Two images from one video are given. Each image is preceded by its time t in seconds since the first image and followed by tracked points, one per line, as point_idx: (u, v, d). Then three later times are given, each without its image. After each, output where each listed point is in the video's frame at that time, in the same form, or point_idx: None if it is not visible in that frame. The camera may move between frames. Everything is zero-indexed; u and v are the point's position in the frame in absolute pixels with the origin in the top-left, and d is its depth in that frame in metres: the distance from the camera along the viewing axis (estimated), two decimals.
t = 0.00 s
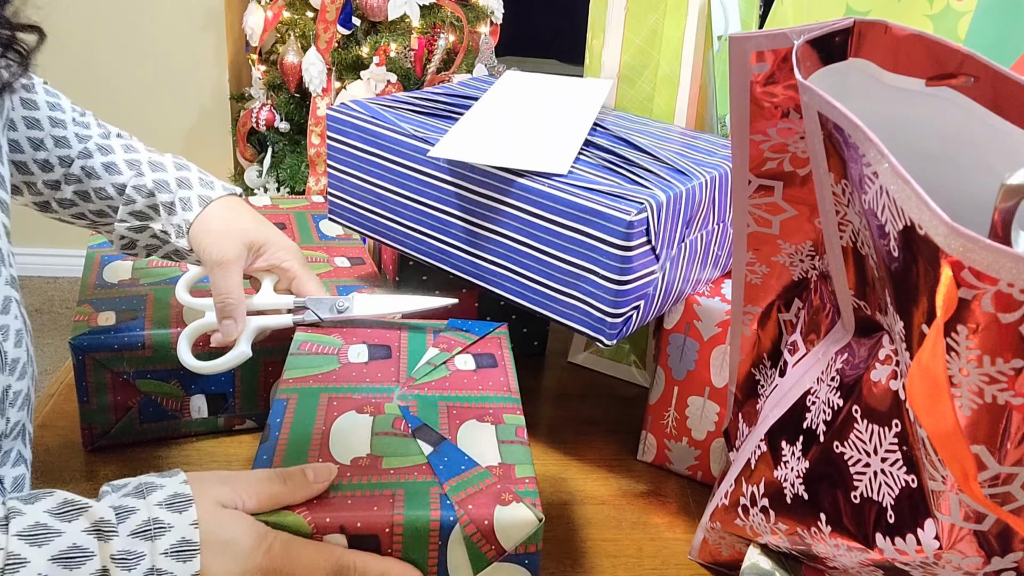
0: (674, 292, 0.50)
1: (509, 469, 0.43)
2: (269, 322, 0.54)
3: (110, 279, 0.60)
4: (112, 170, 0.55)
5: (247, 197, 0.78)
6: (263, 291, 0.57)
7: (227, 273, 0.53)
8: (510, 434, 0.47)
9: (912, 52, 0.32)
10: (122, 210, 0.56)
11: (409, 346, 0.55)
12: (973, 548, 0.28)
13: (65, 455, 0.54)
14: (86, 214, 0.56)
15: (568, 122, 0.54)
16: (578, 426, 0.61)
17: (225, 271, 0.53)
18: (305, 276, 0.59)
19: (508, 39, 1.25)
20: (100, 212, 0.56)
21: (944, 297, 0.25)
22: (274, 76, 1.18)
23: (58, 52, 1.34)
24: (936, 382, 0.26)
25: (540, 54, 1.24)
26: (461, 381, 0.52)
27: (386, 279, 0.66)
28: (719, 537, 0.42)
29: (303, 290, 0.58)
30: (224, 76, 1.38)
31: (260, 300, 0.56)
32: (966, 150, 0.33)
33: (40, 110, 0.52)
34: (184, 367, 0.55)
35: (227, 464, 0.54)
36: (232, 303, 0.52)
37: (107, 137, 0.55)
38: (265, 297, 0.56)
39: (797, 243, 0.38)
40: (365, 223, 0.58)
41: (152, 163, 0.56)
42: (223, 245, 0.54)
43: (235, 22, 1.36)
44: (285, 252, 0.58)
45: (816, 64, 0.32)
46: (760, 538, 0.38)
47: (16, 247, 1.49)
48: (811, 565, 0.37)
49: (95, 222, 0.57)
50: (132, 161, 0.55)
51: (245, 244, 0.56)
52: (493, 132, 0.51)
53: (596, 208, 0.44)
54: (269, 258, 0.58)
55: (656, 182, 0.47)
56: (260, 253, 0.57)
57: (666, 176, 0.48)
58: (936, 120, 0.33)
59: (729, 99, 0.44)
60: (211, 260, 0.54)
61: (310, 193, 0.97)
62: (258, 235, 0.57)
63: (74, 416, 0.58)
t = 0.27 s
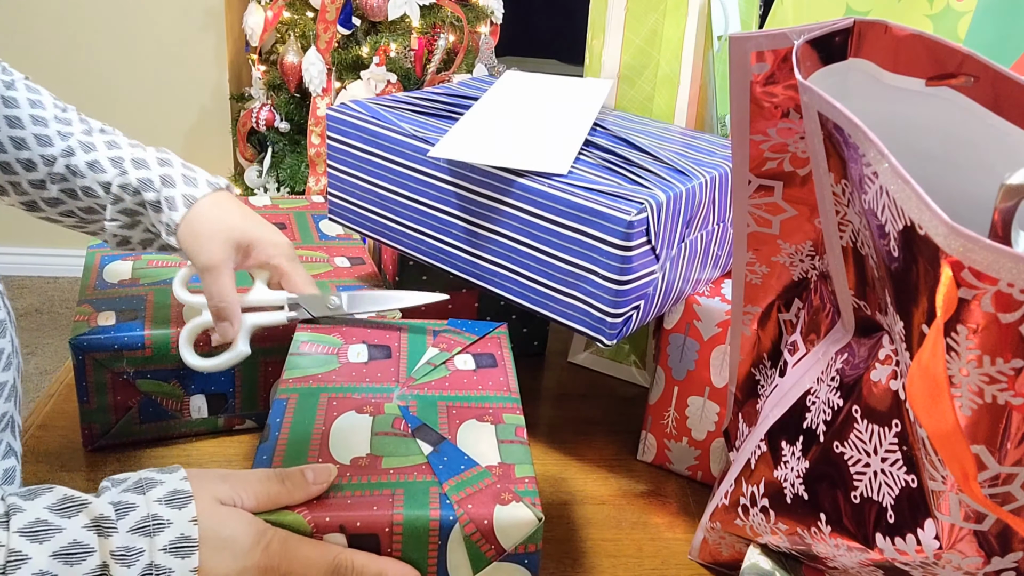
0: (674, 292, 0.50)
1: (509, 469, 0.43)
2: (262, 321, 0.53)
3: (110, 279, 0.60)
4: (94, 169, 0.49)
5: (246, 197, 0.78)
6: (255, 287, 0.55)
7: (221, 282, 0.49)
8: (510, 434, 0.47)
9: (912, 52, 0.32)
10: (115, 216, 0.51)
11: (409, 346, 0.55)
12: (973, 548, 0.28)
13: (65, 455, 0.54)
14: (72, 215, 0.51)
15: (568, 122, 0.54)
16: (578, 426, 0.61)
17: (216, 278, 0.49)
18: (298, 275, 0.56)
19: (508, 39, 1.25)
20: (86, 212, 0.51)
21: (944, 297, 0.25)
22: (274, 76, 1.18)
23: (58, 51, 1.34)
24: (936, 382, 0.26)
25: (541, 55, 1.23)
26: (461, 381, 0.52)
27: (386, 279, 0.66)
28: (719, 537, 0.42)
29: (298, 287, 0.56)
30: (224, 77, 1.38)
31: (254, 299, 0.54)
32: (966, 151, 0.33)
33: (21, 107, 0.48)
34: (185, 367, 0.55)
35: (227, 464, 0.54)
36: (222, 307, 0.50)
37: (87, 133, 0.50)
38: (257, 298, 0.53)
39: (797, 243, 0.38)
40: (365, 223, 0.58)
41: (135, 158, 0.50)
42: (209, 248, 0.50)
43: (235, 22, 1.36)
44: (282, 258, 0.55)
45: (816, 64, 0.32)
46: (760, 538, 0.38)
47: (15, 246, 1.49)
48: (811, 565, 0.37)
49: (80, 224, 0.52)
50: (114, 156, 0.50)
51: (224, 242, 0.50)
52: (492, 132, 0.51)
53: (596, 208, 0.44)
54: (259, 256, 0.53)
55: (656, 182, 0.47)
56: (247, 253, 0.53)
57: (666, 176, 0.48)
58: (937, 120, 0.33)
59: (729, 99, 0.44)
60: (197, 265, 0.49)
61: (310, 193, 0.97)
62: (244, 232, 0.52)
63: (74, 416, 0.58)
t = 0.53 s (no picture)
0: (674, 292, 0.50)
1: (509, 469, 0.43)
2: (202, 236, 0.49)
3: (110, 279, 0.60)
4: (46, 98, 0.45)
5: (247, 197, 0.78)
6: (207, 199, 0.50)
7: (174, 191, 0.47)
8: (510, 434, 0.47)
9: (912, 52, 0.32)
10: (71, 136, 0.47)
11: (409, 346, 0.55)
12: (973, 548, 0.28)
13: (65, 455, 0.54)
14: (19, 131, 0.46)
15: (568, 122, 0.54)
16: (578, 426, 0.61)
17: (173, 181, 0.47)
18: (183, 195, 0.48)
19: (508, 39, 1.25)
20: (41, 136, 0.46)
21: (944, 296, 0.25)
22: (274, 76, 1.18)
23: (58, 51, 1.34)
24: (936, 382, 0.26)
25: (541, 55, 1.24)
26: (461, 381, 0.52)
27: (386, 280, 0.66)
28: (719, 537, 0.42)
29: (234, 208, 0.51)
30: (224, 76, 1.38)
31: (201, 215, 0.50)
32: (966, 151, 0.33)
33: None
34: (185, 367, 0.55)
35: (227, 464, 0.54)
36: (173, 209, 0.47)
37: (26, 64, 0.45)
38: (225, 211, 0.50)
39: (797, 243, 0.38)
40: (365, 224, 0.58)
41: (86, 81, 0.46)
42: (166, 157, 0.46)
43: (235, 22, 1.35)
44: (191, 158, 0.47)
45: (816, 64, 0.32)
46: (760, 538, 0.38)
47: (16, 246, 1.49)
48: (811, 565, 0.37)
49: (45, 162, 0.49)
50: (67, 84, 0.45)
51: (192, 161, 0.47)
52: (492, 132, 0.51)
53: (596, 208, 0.44)
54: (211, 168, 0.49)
55: (656, 182, 0.47)
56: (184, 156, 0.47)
57: (666, 176, 0.48)
58: (937, 120, 0.33)
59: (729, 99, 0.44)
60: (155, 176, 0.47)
61: (310, 193, 0.97)
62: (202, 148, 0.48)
63: (75, 415, 0.58)
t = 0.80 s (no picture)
0: (674, 292, 0.50)
1: (509, 469, 0.43)
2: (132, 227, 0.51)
3: (110, 279, 0.60)
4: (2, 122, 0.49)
5: (247, 197, 0.78)
6: (139, 195, 0.53)
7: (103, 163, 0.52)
8: (511, 434, 0.47)
9: (912, 52, 0.32)
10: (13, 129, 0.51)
11: (409, 346, 0.55)
12: (973, 548, 0.28)
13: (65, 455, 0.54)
14: None
15: (567, 122, 0.54)
16: (578, 426, 0.61)
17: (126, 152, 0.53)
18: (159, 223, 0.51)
19: (508, 39, 1.25)
20: None
21: (944, 296, 0.25)
22: (274, 76, 1.18)
23: (58, 51, 1.34)
24: (936, 382, 0.26)
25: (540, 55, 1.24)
26: (461, 381, 0.52)
27: (387, 279, 0.66)
28: (719, 537, 0.42)
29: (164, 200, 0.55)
30: (224, 77, 1.38)
31: (135, 209, 0.52)
32: (966, 151, 0.33)
33: None
34: (185, 367, 0.55)
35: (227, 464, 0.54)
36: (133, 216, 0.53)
37: None
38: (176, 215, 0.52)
39: (797, 243, 0.38)
40: (364, 223, 0.58)
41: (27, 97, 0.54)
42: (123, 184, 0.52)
43: (235, 22, 1.35)
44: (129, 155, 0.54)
45: (816, 64, 0.32)
46: (760, 538, 0.38)
47: (15, 246, 1.49)
48: (811, 565, 0.37)
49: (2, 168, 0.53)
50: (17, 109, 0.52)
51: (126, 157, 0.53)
52: (492, 132, 0.51)
53: (596, 208, 0.44)
54: (142, 164, 0.54)
55: (656, 182, 0.47)
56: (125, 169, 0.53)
57: (666, 176, 0.48)
58: (937, 120, 0.33)
59: (729, 99, 0.44)
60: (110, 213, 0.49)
61: (310, 193, 0.97)
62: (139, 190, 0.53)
63: (75, 415, 0.58)
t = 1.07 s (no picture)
0: (674, 292, 0.50)
1: (509, 469, 0.43)
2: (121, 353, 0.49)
3: (110, 279, 0.60)
4: None
5: (247, 197, 0.78)
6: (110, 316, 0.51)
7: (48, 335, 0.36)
8: (511, 434, 0.47)
9: (912, 52, 0.32)
10: None
11: (409, 346, 0.55)
12: (973, 548, 0.28)
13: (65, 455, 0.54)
14: None
15: (567, 122, 0.54)
16: (578, 426, 0.61)
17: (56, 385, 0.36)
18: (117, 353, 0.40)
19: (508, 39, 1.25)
20: None
21: (944, 296, 0.25)
22: (274, 76, 1.18)
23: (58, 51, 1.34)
24: (935, 382, 0.26)
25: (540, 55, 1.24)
26: (461, 381, 0.52)
27: (387, 280, 0.66)
28: (719, 537, 0.42)
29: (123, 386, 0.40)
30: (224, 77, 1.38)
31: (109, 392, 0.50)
32: (966, 151, 0.33)
33: None
34: (186, 368, 0.55)
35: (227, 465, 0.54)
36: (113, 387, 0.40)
37: None
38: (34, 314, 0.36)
39: (796, 243, 0.38)
40: (364, 224, 0.58)
41: None
42: (32, 331, 0.35)
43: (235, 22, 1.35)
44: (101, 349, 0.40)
45: (815, 64, 0.33)
46: (760, 538, 0.38)
47: (14, 246, 1.48)
48: (811, 565, 0.37)
49: None
50: None
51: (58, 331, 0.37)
52: (492, 132, 0.51)
53: (596, 208, 0.44)
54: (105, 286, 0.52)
55: (656, 182, 0.47)
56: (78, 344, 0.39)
57: (666, 176, 0.48)
58: (937, 120, 0.33)
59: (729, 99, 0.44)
60: (10, 356, 0.35)
61: (310, 193, 0.97)
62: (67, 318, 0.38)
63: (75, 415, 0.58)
